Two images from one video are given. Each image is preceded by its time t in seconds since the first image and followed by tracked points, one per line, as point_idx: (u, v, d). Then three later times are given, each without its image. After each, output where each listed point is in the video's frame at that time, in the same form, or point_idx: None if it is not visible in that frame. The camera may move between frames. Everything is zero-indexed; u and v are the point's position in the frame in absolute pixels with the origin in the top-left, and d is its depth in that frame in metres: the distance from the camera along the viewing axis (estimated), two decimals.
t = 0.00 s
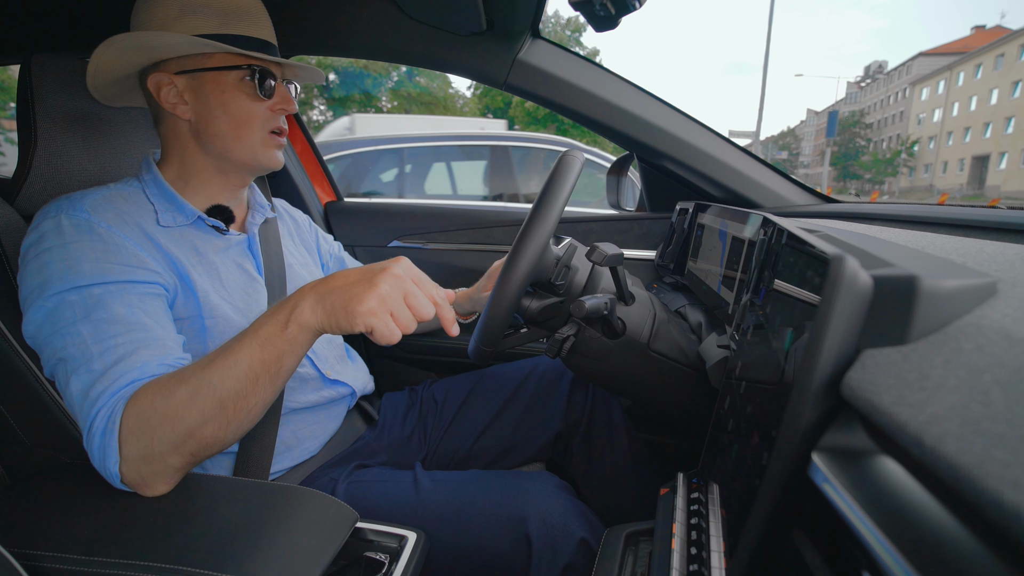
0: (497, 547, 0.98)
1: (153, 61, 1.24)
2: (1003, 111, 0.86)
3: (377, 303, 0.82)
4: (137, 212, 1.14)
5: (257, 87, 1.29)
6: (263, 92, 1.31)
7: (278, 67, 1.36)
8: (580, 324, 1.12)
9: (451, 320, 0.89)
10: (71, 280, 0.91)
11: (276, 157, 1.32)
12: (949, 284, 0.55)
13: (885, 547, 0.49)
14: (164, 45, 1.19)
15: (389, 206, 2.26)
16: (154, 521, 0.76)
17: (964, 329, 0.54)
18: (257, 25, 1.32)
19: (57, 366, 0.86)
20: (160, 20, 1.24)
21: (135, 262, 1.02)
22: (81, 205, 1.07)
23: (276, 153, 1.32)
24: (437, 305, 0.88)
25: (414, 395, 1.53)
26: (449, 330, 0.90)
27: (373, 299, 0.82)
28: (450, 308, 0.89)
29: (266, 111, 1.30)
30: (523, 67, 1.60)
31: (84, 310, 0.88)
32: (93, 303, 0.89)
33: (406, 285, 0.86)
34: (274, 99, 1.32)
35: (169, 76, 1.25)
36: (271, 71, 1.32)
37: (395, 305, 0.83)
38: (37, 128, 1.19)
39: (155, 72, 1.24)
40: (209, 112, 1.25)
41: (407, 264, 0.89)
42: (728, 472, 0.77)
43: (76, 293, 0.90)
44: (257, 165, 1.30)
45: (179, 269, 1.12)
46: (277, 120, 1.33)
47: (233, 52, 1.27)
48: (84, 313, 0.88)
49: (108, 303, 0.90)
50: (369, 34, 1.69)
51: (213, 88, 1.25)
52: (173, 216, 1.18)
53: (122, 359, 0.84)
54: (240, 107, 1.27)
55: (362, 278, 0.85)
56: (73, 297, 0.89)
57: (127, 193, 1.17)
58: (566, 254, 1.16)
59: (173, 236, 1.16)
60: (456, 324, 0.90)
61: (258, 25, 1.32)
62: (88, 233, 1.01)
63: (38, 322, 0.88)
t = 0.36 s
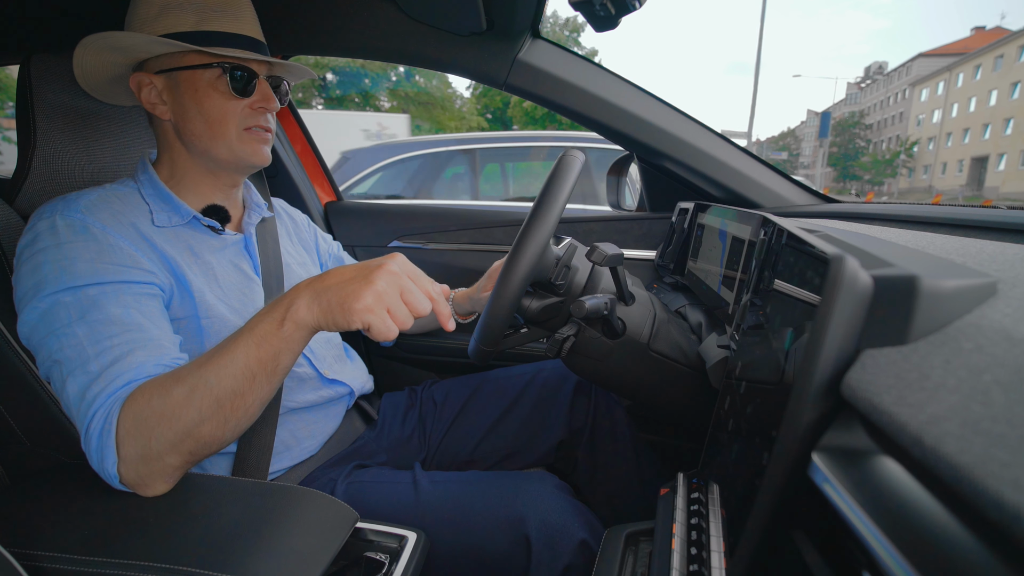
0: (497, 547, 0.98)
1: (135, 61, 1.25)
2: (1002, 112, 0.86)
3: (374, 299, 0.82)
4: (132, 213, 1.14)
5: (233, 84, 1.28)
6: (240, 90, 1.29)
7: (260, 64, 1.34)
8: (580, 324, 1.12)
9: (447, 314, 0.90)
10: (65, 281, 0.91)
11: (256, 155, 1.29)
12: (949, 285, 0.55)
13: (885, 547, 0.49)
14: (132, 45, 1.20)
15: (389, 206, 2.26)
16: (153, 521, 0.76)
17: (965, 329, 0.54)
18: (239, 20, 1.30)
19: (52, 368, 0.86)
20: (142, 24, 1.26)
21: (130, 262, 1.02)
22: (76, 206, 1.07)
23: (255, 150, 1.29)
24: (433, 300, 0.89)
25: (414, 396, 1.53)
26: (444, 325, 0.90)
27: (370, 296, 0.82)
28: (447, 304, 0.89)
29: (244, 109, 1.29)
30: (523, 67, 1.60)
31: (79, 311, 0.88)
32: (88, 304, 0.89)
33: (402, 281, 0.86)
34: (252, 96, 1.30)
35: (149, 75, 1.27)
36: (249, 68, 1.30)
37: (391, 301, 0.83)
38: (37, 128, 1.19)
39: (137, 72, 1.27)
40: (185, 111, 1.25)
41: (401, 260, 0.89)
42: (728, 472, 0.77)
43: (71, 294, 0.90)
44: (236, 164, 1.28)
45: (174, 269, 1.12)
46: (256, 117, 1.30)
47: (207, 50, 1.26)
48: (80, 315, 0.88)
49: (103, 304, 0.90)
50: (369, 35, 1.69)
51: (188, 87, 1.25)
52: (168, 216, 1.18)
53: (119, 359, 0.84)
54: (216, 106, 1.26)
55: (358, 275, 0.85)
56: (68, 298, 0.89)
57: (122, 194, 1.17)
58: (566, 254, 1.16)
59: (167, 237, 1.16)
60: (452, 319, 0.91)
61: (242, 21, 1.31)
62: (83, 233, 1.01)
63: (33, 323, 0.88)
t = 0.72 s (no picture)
0: (497, 547, 0.98)
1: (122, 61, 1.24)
2: (1000, 112, 0.85)
3: (368, 294, 0.82)
4: (127, 213, 1.14)
5: (221, 81, 1.28)
6: (227, 87, 1.29)
7: (248, 58, 1.34)
8: (580, 324, 1.12)
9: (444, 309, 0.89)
10: (61, 281, 0.91)
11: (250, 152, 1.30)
12: (950, 284, 0.55)
13: (885, 547, 0.49)
14: (119, 45, 1.20)
15: (389, 206, 2.27)
16: (150, 523, 0.76)
17: (965, 329, 0.54)
18: (222, 16, 1.29)
19: (48, 369, 0.86)
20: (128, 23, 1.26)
21: (125, 263, 1.02)
22: (72, 206, 1.07)
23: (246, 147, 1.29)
24: (428, 295, 0.89)
25: (414, 397, 1.53)
26: (440, 319, 0.89)
27: (364, 291, 0.82)
28: (441, 297, 0.88)
29: (234, 105, 1.29)
30: (523, 67, 1.60)
31: (75, 312, 0.88)
32: (83, 305, 0.89)
33: (396, 276, 0.86)
34: (242, 92, 1.31)
35: (137, 78, 1.27)
36: (235, 63, 1.29)
37: (385, 295, 0.83)
38: (37, 126, 1.18)
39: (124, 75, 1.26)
40: (175, 111, 1.25)
41: (396, 257, 0.89)
42: (728, 472, 0.77)
43: (66, 294, 0.90)
44: (230, 162, 1.29)
45: (171, 269, 1.12)
46: (246, 113, 1.30)
47: (192, 48, 1.25)
48: (75, 315, 0.88)
49: (99, 305, 0.90)
50: (369, 35, 1.69)
51: (176, 87, 1.25)
52: (164, 216, 1.18)
53: (115, 360, 0.84)
54: (206, 103, 1.26)
55: (352, 271, 0.85)
56: (63, 299, 0.89)
57: (118, 194, 1.17)
58: (566, 254, 1.16)
59: (163, 236, 1.16)
60: (448, 313, 0.90)
61: (227, 18, 1.30)
62: (78, 234, 1.01)
63: (28, 324, 0.88)
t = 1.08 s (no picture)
0: (497, 546, 0.98)
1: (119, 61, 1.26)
2: (997, 113, 0.84)
3: (374, 297, 0.82)
4: (127, 212, 1.14)
5: (216, 79, 1.28)
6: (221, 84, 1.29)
7: (242, 56, 1.35)
8: (580, 324, 1.12)
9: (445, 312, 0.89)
10: (61, 281, 0.91)
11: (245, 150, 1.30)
12: (949, 284, 0.55)
13: (886, 548, 0.49)
14: (113, 45, 1.21)
15: (389, 206, 2.27)
16: (150, 523, 0.76)
17: (964, 329, 0.54)
18: (215, 14, 1.30)
19: (48, 369, 0.86)
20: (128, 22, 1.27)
21: (125, 262, 1.02)
22: (72, 205, 1.07)
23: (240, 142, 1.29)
24: (431, 297, 0.89)
25: (414, 397, 1.54)
26: (443, 322, 0.89)
27: (369, 293, 0.82)
28: (445, 302, 0.88)
29: (229, 103, 1.29)
30: (523, 67, 1.60)
31: (75, 311, 0.88)
32: (84, 305, 0.89)
33: (401, 278, 0.86)
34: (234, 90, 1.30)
35: (133, 78, 1.27)
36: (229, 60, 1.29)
37: (390, 298, 0.83)
38: (37, 127, 1.18)
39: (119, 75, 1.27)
40: (171, 111, 1.26)
41: (400, 259, 0.89)
42: (728, 472, 0.77)
43: (66, 293, 0.90)
44: (226, 161, 1.29)
45: (171, 268, 1.11)
46: (241, 111, 1.30)
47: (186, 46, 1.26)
48: (76, 315, 0.88)
49: (99, 305, 0.90)
50: (369, 35, 1.69)
51: (171, 86, 1.26)
52: (165, 214, 1.18)
53: (115, 360, 0.84)
54: (200, 102, 1.26)
55: (357, 273, 0.85)
56: (64, 298, 0.89)
57: (118, 192, 1.18)
58: (566, 255, 1.16)
59: (164, 235, 1.16)
60: (451, 316, 0.90)
61: (221, 16, 1.31)
62: (78, 233, 1.01)
63: (28, 323, 0.88)
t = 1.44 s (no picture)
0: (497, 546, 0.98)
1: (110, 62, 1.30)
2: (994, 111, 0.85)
3: (374, 296, 0.82)
4: (126, 212, 1.14)
5: (184, 69, 1.27)
6: (190, 74, 1.27)
7: (215, 45, 1.32)
8: (580, 324, 1.12)
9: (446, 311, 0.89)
10: (60, 280, 0.91)
11: (211, 139, 1.26)
12: (949, 284, 0.55)
13: (886, 547, 0.49)
14: (94, 43, 1.25)
15: (389, 206, 2.27)
16: (150, 523, 0.76)
17: (964, 329, 0.55)
18: (190, 6, 1.31)
19: (47, 369, 0.86)
20: (124, 25, 1.30)
21: (125, 261, 1.02)
22: (71, 205, 1.07)
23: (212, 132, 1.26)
24: (431, 296, 0.89)
25: (414, 396, 1.54)
26: (442, 320, 0.89)
27: (369, 292, 0.82)
28: (444, 300, 0.89)
29: (199, 93, 1.27)
30: (523, 67, 1.60)
31: (75, 311, 0.88)
32: (84, 304, 0.89)
33: (401, 278, 0.86)
34: (204, 79, 1.29)
35: (120, 79, 1.30)
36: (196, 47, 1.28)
37: (389, 297, 0.83)
38: (38, 127, 1.18)
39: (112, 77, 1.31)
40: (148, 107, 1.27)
41: (400, 258, 0.89)
42: (728, 472, 0.77)
43: (66, 293, 0.90)
44: (194, 152, 1.26)
45: (170, 268, 1.11)
46: (210, 99, 1.27)
47: (156, 38, 1.27)
48: (76, 315, 0.88)
49: (99, 304, 0.90)
50: (369, 35, 1.69)
51: (146, 81, 1.27)
52: (164, 214, 1.18)
53: (115, 360, 0.84)
54: (170, 93, 1.26)
55: (357, 272, 0.85)
56: (63, 298, 0.89)
57: (118, 192, 1.17)
58: (566, 254, 1.16)
59: (163, 235, 1.16)
60: (449, 315, 0.90)
61: (196, 7, 1.32)
62: (77, 233, 1.01)
63: (28, 323, 0.88)
